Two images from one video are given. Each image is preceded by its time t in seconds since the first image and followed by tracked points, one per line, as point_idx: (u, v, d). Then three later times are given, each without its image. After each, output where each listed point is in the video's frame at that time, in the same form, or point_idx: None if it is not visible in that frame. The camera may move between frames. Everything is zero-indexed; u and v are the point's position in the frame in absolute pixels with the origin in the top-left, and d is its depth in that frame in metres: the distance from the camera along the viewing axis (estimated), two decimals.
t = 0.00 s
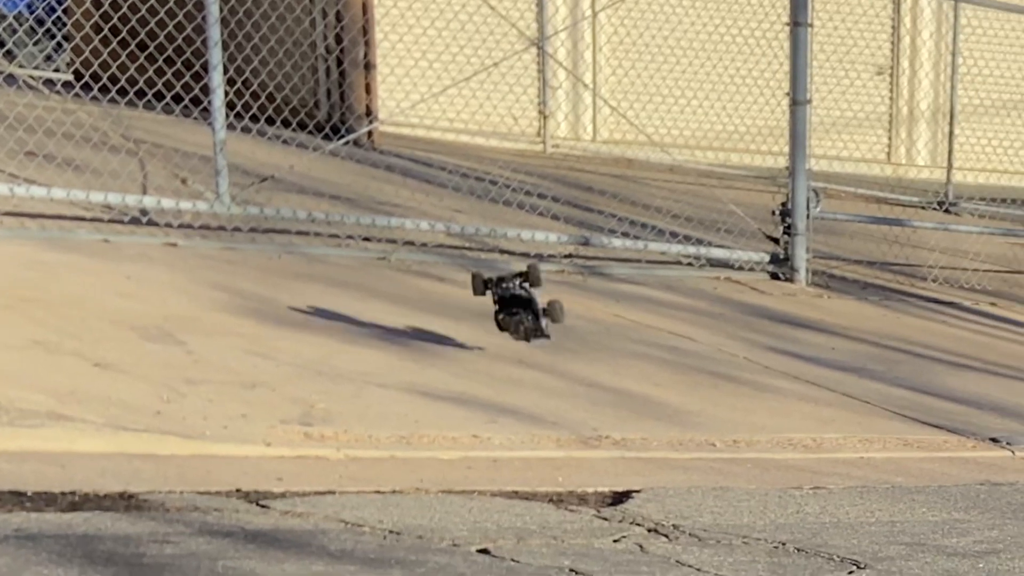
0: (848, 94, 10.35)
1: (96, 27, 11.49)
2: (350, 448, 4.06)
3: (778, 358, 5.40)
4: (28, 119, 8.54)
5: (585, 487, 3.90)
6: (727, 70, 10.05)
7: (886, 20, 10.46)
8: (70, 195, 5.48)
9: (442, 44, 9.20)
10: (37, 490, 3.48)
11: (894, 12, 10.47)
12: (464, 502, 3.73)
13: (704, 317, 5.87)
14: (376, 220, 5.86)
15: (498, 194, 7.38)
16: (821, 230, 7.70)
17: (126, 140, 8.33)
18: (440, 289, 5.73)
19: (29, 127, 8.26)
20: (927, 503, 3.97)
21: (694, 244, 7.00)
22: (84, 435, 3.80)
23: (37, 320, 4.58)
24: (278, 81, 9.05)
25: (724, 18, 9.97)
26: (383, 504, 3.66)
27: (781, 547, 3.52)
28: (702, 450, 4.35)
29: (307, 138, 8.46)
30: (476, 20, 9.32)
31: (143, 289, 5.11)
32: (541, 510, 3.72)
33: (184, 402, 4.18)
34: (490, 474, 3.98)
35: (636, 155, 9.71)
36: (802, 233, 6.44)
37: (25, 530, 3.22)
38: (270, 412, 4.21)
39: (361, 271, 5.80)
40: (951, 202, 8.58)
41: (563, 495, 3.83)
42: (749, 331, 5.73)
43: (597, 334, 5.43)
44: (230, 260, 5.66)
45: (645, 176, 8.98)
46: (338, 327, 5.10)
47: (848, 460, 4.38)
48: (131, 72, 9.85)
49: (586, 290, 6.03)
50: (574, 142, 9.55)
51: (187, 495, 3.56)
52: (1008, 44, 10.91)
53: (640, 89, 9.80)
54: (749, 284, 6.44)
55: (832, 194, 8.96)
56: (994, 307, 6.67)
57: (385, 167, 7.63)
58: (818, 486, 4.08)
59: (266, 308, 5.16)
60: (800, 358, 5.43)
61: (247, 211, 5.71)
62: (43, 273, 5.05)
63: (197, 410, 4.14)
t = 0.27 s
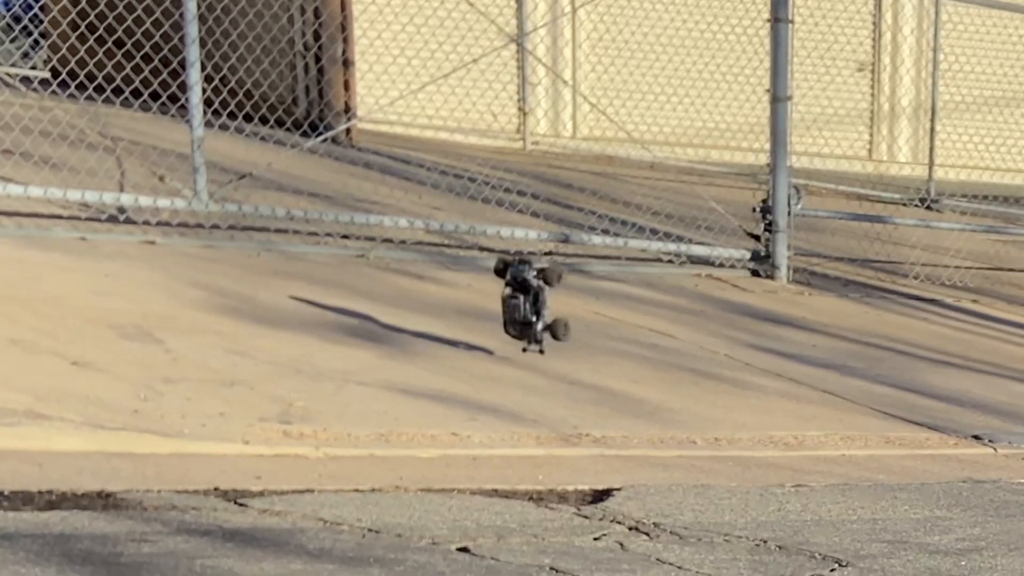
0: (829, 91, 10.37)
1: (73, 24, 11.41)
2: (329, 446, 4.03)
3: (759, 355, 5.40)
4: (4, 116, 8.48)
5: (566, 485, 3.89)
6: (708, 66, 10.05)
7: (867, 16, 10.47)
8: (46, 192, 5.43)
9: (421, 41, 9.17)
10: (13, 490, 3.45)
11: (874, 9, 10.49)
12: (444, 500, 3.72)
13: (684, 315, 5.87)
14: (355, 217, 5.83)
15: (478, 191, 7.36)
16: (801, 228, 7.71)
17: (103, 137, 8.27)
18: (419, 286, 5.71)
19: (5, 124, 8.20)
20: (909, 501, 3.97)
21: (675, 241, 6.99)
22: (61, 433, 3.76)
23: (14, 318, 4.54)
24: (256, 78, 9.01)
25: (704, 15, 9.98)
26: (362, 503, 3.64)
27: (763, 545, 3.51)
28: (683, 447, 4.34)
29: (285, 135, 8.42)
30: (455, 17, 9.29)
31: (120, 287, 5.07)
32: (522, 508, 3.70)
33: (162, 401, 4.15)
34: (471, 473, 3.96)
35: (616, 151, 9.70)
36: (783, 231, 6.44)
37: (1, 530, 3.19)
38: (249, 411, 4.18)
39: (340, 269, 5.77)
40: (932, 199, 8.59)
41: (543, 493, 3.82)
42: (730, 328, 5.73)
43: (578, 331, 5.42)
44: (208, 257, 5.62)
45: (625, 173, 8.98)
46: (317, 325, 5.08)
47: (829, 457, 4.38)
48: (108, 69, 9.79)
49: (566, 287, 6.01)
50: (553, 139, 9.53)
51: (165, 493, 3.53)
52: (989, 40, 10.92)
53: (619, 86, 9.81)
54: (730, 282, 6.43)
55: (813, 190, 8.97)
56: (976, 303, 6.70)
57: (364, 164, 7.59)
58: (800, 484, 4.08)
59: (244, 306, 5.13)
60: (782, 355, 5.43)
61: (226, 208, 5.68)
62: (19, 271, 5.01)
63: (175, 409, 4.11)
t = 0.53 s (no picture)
0: (812, 88, 10.41)
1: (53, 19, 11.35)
2: (311, 443, 4.02)
3: (743, 352, 5.40)
4: None
5: (550, 482, 3.89)
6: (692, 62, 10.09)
7: (850, 13, 10.52)
8: (27, 189, 5.40)
9: (403, 37, 9.16)
10: None
11: (858, 5, 10.53)
12: (427, 497, 3.71)
13: (668, 311, 5.87)
14: (337, 213, 5.81)
15: (461, 187, 7.34)
16: (785, 224, 7.72)
17: (84, 134, 8.23)
18: (402, 283, 5.69)
19: None
20: (893, 497, 3.98)
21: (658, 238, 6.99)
22: (42, 430, 3.74)
23: None
24: (238, 74, 8.97)
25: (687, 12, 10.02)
26: (344, 499, 3.63)
27: (746, 542, 3.51)
28: (667, 444, 4.34)
29: (267, 131, 8.39)
30: (438, 13, 9.28)
31: (101, 283, 5.04)
32: (505, 505, 3.69)
33: (144, 398, 4.13)
34: (454, 470, 3.95)
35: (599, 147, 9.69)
36: (766, 227, 6.44)
37: None
38: (231, 408, 4.17)
39: (323, 265, 5.75)
40: (916, 195, 8.62)
41: (526, 490, 3.82)
42: (714, 325, 5.73)
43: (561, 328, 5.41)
44: (189, 253, 5.59)
45: (608, 169, 8.98)
46: (300, 321, 5.06)
47: (813, 454, 4.39)
48: (89, 65, 9.74)
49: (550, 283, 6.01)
50: (536, 135, 9.52)
51: (146, 490, 3.51)
52: (972, 36, 10.96)
53: (602, 82, 9.80)
54: (714, 278, 6.44)
55: (797, 186, 9.00)
56: (960, 300, 6.73)
57: (346, 160, 7.57)
58: (784, 480, 4.08)
59: (226, 302, 5.11)
60: (765, 352, 5.43)
61: (208, 205, 5.65)
62: None
63: (156, 406, 4.08)
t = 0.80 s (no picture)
0: (796, 84, 10.42)
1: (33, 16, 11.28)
2: (293, 441, 4.00)
3: (727, 349, 5.41)
4: None
5: (533, 479, 3.88)
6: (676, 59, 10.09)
7: (834, 10, 10.52)
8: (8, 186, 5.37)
9: (385, 34, 9.14)
10: None
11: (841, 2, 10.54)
12: (410, 494, 3.69)
13: (652, 308, 5.87)
14: (319, 210, 5.79)
15: (443, 184, 7.33)
16: (769, 220, 7.73)
17: (65, 131, 8.18)
18: (385, 280, 5.68)
19: None
20: (877, 494, 3.98)
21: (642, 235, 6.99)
22: (23, 428, 3.72)
23: None
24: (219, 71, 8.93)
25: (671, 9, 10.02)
26: (326, 497, 3.61)
27: (730, 539, 3.51)
28: (651, 441, 4.34)
29: (249, 128, 8.36)
30: (420, 9, 9.26)
31: (82, 280, 5.01)
32: (488, 502, 3.68)
33: (125, 395, 4.11)
34: (436, 467, 3.94)
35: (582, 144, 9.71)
36: (750, 224, 6.44)
37: None
38: (213, 405, 4.14)
39: (305, 262, 5.73)
40: (900, 192, 8.65)
41: (509, 487, 3.81)
42: (697, 322, 5.73)
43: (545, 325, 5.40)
44: (171, 250, 5.57)
45: (591, 166, 8.98)
46: (282, 318, 5.04)
47: (797, 451, 4.39)
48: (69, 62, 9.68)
49: (533, 280, 6.00)
50: (519, 132, 9.51)
51: (128, 488, 3.49)
52: (956, 33, 11.00)
53: (585, 78, 9.80)
54: (698, 275, 6.44)
55: (781, 182, 9.02)
56: (945, 296, 6.74)
57: (328, 157, 7.54)
58: (768, 477, 4.08)
59: (208, 299, 5.09)
60: (749, 349, 5.44)
61: (189, 202, 5.62)
62: None
63: (137, 403, 4.06)
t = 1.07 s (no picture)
0: (780, 81, 10.43)
1: (13, 12, 11.22)
2: (275, 438, 3.99)
3: (710, 346, 5.41)
4: None
5: (516, 476, 3.87)
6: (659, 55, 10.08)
7: (817, 7, 10.54)
8: None
9: (368, 30, 9.12)
10: None
11: None
12: (393, 492, 3.68)
13: (635, 305, 5.87)
14: (301, 207, 5.77)
15: (426, 181, 7.31)
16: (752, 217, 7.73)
17: (45, 128, 8.13)
18: (367, 277, 5.66)
19: None
20: (861, 491, 3.99)
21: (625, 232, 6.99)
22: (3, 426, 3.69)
23: None
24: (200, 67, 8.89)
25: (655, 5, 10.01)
26: (308, 494, 3.60)
27: (713, 536, 3.51)
28: (633, 438, 4.34)
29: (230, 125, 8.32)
30: (402, 6, 9.24)
31: (62, 277, 4.98)
32: (470, 499, 3.68)
33: (105, 392, 4.08)
34: (419, 464, 3.93)
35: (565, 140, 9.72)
36: (733, 220, 6.45)
37: None
38: (195, 402, 4.12)
39: (287, 259, 5.71)
40: (884, 188, 8.67)
41: (492, 484, 3.80)
42: (681, 319, 5.73)
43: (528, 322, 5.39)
44: (152, 246, 5.54)
45: (574, 163, 8.98)
46: (264, 315, 5.02)
47: (780, 447, 4.40)
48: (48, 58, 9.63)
49: (516, 277, 5.99)
50: (502, 129, 9.50)
51: (108, 486, 3.47)
52: (939, 29, 11.04)
53: (568, 75, 9.79)
54: (681, 272, 6.44)
55: (765, 179, 9.02)
56: (929, 293, 6.76)
57: (309, 154, 7.52)
58: (752, 474, 4.09)
59: (189, 296, 5.07)
60: (733, 346, 5.44)
61: (170, 198, 5.60)
62: None
63: (118, 401, 4.04)
